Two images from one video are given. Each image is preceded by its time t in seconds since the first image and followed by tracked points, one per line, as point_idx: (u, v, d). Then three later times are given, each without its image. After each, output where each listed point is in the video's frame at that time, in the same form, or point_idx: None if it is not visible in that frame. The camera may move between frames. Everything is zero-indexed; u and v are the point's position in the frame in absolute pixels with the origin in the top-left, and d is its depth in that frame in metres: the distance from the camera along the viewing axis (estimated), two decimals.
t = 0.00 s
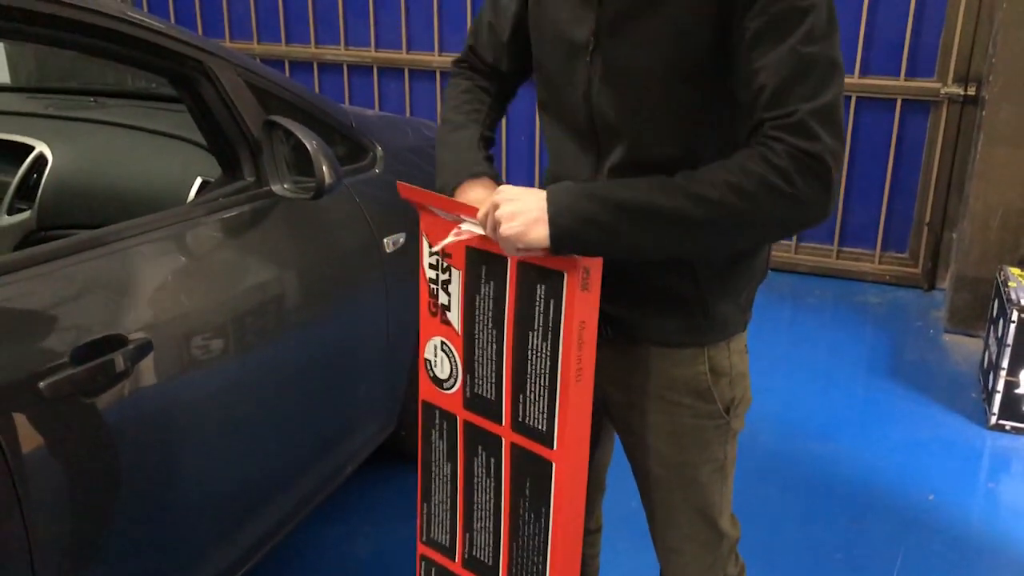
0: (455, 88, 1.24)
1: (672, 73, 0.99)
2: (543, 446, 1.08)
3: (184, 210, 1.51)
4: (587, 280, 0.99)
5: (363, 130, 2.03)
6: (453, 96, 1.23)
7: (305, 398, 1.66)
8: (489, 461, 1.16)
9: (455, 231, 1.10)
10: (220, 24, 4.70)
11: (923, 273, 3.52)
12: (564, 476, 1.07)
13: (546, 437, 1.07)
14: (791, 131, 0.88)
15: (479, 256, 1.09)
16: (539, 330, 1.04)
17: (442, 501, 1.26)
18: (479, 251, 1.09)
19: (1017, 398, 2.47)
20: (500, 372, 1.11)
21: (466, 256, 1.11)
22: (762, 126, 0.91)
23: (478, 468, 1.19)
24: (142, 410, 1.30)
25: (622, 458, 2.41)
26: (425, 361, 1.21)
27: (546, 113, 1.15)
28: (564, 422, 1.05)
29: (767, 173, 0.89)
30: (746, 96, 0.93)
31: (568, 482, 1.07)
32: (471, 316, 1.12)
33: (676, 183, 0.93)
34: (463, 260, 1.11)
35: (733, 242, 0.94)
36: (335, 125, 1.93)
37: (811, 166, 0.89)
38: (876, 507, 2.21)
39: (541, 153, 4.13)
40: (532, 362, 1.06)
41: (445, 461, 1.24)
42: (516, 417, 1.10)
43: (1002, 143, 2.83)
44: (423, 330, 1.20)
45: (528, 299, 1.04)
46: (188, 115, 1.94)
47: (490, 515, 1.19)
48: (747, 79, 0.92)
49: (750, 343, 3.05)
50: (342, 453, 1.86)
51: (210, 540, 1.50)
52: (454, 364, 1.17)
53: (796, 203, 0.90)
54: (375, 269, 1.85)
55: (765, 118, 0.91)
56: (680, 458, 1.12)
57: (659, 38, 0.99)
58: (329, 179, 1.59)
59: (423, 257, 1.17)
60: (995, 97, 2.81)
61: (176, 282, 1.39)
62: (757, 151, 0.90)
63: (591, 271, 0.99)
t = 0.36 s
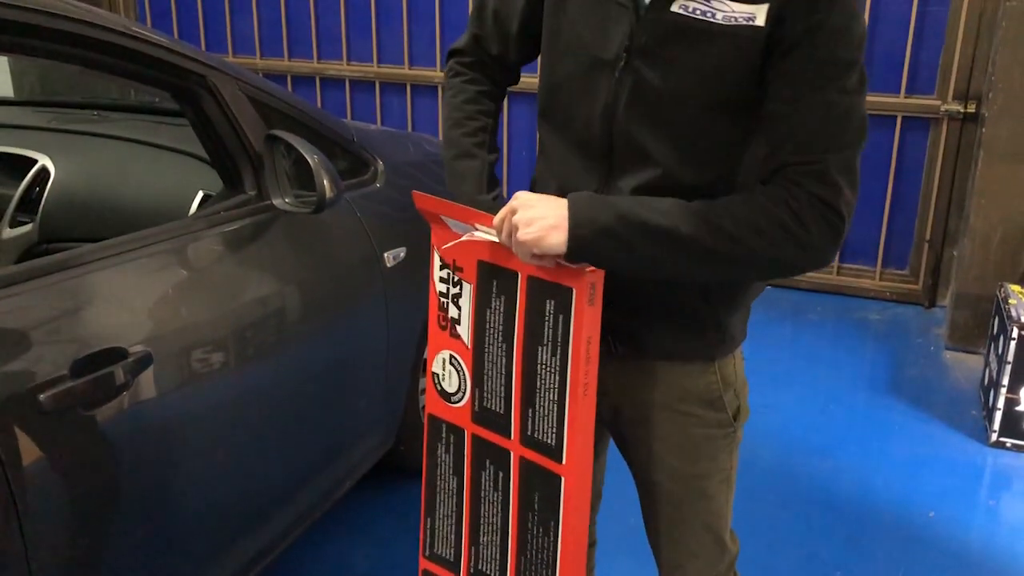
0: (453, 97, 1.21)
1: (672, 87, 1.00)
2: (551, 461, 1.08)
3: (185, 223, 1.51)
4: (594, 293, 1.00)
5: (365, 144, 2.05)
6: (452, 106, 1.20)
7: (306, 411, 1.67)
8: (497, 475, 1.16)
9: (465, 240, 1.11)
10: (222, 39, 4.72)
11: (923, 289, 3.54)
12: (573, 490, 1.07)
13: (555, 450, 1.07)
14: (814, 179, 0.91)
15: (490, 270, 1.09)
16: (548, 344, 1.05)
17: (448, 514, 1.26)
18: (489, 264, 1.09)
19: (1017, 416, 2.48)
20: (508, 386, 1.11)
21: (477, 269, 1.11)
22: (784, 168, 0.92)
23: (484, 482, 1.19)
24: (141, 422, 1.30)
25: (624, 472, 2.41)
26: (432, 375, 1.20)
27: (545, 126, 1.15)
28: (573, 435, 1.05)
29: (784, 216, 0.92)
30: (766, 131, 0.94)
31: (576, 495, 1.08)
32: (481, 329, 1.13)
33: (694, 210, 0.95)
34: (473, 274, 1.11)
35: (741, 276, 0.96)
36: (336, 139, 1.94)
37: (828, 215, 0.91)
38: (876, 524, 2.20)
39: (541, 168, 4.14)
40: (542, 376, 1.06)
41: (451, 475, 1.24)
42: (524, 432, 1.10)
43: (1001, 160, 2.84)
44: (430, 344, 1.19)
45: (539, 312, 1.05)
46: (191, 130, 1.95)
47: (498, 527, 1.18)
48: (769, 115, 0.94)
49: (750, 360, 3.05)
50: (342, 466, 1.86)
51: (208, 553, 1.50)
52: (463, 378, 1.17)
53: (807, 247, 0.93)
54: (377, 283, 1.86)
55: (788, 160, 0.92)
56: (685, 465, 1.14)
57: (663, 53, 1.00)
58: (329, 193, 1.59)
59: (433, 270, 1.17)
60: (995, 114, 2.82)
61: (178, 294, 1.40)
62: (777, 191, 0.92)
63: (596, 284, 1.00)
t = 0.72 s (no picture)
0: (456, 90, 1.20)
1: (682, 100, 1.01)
2: (551, 474, 1.08)
3: (185, 231, 1.51)
4: (600, 310, 1.00)
5: (365, 154, 2.05)
6: (455, 105, 1.20)
7: (305, 420, 1.67)
8: (496, 486, 1.16)
9: (469, 250, 1.11)
10: (224, 47, 4.73)
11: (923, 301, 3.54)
12: (571, 505, 1.07)
13: (553, 465, 1.07)
14: (828, 198, 0.94)
15: (493, 282, 1.09)
16: (550, 357, 1.05)
17: (448, 523, 1.26)
18: (493, 276, 1.09)
19: (1017, 429, 2.47)
20: (509, 399, 1.11)
21: (479, 281, 1.11)
22: (797, 184, 0.95)
23: (483, 493, 1.18)
24: (139, 430, 1.30)
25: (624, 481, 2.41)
26: (435, 384, 1.21)
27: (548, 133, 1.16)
28: (573, 449, 1.05)
29: (798, 232, 0.95)
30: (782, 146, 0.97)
31: (574, 510, 1.07)
32: (482, 340, 1.13)
33: (706, 226, 0.96)
34: (476, 285, 1.12)
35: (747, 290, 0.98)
36: (337, 149, 1.94)
37: (837, 232, 0.95)
38: (874, 537, 2.19)
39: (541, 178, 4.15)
40: (543, 390, 1.07)
41: (452, 484, 1.23)
42: (524, 445, 1.11)
43: (1000, 173, 2.85)
44: (433, 354, 1.20)
45: (541, 325, 1.05)
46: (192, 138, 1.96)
47: (497, 539, 1.18)
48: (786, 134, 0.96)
49: (750, 371, 3.05)
50: (340, 475, 1.86)
51: (204, 562, 1.49)
52: (464, 389, 1.17)
53: (816, 261, 0.96)
54: (377, 293, 1.86)
55: (801, 178, 0.95)
56: (686, 473, 1.15)
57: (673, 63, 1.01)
58: (329, 203, 1.60)
59: (436, 280, 1.17)
60: (995, 127, 2.83)
61: (178, 302, 1.40)
62: (793, 207, 0.95)
63: (605, 299, 1.00)
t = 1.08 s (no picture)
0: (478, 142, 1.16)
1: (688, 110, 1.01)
2: (547, 482, 1.08)
3: (185, 239, 1.51)
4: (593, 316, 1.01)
5: (366, 162, 2.05)
6: (477, 154, 1.16)
7: (304, 429, 1.67)
8: (487, 497, 1.16)
9: (454, 260, 1.10)
10: (225, 55, 4.73)
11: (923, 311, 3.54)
12: (571, 511, 1.07)
13: (551, 473, 1.08)
14: (830, 214, 0.95)
15: (480, 294, 1.09)
16: (542, 366, 1.06)
17: (436, 536, 1.25)
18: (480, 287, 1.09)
19: (1017, 439, 2.47)
20: (499, 408, 1.11)
21: (464, 293, 1.11)
22: (800, 198, 0.96)
23: (475, 504, 1.18)
24: (137, 438, 1.30)
25: (622, 491, 2.40)
26: (418, 399, 1.20)
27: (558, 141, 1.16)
28: (569, 456, 1.06)
29: (796, 245, 0.96)
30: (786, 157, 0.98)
31: (574, 517, 1.07)
32: (468, 352, 1.12)
33: (705, 231, 0.96)
34: (461, 297, 1.11)
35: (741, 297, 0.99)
36: (337, 157, 1.94)
37: (835, 248, 0.96)
38: (874, 546, 2.19)
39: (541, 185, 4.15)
40: (537, 399, 1.07)
41: (438, 497, 1.23)
42: (517, 454, 1.11)
43: (1000, 182, 2.85)
44: (416, 367, 1.18)
45: (532, 334, 1.05)
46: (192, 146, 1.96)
47: (490, 551, 1.18)
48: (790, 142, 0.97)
49: (750, 381, 3.04)
50: (339, 483, 1.85)
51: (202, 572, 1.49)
52: (450, 401, 1.16)
53: (811, 275, 0.97)
54: (377, 301, 1.86)
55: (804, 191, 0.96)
56: (687, 483, 1.15)
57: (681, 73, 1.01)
58: (329, 211, 1.60)
59: (417, 293, 1.17)
60: (995, 136, 2.83)
61: (178, 311, 1.40)
62: (795, 218, 0.96)
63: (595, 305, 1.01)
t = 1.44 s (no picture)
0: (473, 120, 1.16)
1: (684, 115, 1.01)
2: (540, 482, 1.08)
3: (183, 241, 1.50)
4: (585, 317, 0.98)
5: (366, 164, 2.05)
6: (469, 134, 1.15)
7: (304, 432, 1.66)
8: (485, 496, 1.16)
9: (453, 257, 1.08)
10: (224, 58, 4.73)
11: (924, 313, 3.54)
12: (564, 513, 1.07)
13: (543, 474, 1.07)
14: (869, 254, 0.98)
15: (473, 293, 1.07)
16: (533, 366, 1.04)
17: (436, 534, 1.26)
18: (474, 287, 1.07)
19: (1018, 442, 2.46)
20: (495, 408, 1.10)
21: (459, 292, 1.09)
22: (840, 243, 0.99)
23: (473, 503, 1.18)
24: (134, 442, 1.29)
25: (620, 494, 2.40)
26: (418, 396, 1.19)
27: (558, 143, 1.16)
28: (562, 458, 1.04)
29: (841, 299, 0.99)
30: (819, 194, 0.99)
31: (566, 519, 1.07)
32: (464, 352, 1.11)
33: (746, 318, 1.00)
34: (457, 295, 1.10)
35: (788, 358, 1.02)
36: (336, 160, 1.94)
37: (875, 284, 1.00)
38: (874, 550, 2.18)
39: (541, 187, 4.15)
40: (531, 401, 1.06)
41: (438, 495, 1.23)
42: (513, 454, 1.10)
43: (1001, 185, 2.84)
44: (415, 365, 1.18)
45: (524, 332, 1.03)
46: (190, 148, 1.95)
47: (486, 550, 1.18)
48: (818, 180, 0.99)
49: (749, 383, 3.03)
50: (338, 487, 1.85)
51: None
52: (448, 400, 1.15)
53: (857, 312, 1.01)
54: (377, 304, 1.86)
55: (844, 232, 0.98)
56: (686, 485, 1.14)
57: (682, 79, 1.02)
58: (327, 215, 1.59)
59: (417, 291, 1.15)
60: (994, 138, 2.83)
61: (176, 314, 1.39)
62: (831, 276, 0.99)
63: (586, 306, 0.97)
